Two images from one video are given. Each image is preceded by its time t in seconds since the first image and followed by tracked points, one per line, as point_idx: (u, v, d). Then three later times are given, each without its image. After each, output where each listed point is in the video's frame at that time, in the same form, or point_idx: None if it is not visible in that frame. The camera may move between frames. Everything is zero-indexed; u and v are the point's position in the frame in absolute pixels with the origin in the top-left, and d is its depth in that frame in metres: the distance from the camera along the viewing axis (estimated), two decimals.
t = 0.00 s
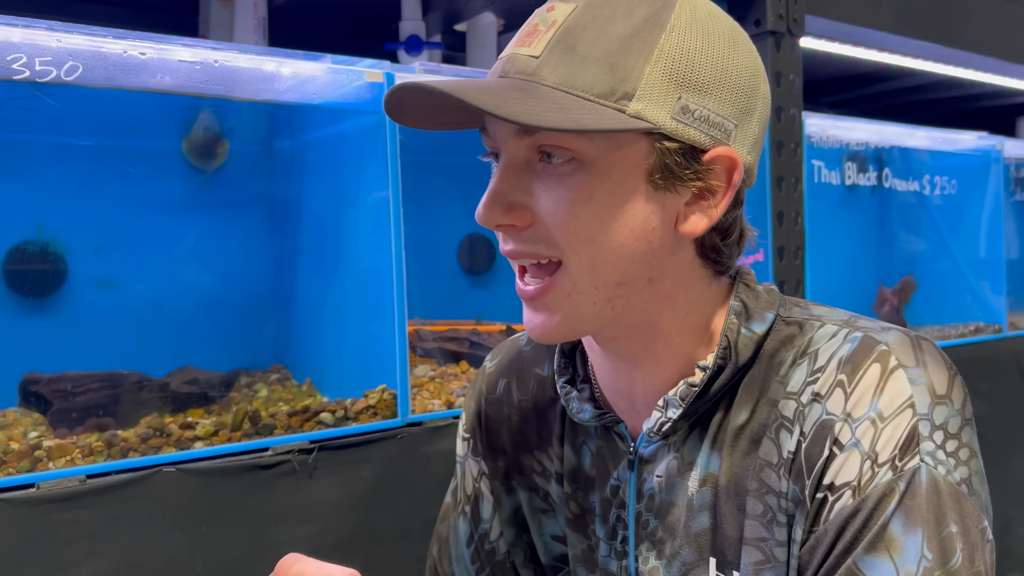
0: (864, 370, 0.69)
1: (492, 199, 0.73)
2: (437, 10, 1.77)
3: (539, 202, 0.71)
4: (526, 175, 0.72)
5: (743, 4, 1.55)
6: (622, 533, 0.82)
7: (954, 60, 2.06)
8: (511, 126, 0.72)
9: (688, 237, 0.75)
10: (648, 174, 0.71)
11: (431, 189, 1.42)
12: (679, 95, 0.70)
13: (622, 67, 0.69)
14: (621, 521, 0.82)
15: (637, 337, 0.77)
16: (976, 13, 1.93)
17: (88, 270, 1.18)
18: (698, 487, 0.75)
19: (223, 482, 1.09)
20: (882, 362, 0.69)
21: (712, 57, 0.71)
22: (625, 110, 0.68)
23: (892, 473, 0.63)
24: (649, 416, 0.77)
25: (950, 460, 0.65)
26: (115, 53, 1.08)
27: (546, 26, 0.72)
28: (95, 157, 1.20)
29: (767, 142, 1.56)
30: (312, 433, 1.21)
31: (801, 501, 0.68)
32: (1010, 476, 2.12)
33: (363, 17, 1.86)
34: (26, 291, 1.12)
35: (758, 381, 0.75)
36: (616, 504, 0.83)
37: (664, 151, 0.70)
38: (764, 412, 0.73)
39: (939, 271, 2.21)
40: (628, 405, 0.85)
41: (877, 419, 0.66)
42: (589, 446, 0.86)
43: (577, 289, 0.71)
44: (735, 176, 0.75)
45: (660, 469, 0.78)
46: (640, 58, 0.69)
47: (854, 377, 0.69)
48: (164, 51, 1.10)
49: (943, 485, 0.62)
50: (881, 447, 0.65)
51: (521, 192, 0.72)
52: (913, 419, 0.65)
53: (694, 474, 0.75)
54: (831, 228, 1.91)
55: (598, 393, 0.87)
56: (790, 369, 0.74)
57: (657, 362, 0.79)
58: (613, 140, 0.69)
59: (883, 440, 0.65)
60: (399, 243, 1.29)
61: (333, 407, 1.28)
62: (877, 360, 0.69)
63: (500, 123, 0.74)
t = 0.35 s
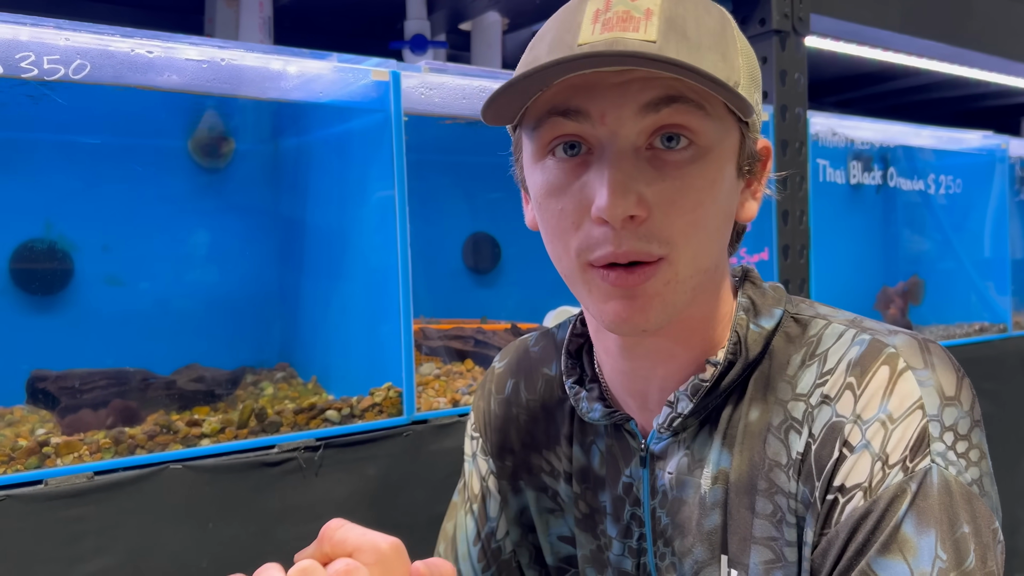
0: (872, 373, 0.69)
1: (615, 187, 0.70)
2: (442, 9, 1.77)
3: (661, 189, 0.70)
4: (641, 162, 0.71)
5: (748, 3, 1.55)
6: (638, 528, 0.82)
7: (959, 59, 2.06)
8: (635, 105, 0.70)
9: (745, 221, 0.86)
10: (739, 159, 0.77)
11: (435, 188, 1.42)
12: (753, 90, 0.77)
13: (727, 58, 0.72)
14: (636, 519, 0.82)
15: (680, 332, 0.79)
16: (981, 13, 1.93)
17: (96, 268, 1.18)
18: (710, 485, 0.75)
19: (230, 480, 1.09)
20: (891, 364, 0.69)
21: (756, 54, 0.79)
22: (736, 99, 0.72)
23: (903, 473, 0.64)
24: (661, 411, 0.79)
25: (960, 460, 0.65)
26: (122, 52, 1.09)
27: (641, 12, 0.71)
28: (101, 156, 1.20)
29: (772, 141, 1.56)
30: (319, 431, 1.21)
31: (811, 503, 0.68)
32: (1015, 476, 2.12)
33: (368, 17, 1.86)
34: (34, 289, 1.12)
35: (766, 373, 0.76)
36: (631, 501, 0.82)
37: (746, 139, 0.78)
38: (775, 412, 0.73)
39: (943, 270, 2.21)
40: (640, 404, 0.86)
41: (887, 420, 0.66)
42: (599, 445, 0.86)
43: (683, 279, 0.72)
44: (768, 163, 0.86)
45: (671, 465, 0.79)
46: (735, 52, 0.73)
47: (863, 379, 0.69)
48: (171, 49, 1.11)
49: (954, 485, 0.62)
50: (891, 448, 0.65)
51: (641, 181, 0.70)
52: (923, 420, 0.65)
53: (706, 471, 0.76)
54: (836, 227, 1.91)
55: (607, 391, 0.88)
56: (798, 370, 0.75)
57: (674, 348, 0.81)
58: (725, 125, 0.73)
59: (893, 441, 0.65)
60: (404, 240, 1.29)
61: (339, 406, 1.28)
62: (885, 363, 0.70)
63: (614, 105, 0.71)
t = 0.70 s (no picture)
0: (873, 370, 0.69)
1: (631, 190, 0.69)
2: (446, 11, 1.78)
3: (675, 198, 0.70)
4: (656, 166, 0.71)
5: (752, 4, 1.54)
6: (637, 529, 0.82)
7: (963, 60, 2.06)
8: (651, 111, 0.70)
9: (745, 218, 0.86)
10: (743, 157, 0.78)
11: (440, 190, 1.43)
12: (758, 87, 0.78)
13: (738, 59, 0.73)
14: (633, 520, 0.82)
15: (682, 329, 0.80)
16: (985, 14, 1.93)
17: (103, 269, 1.19)
18: (710, 480, 0.75)
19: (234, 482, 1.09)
20: (891, 361, 0.69)
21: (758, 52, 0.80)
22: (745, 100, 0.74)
23: (910, 466, 0.62)
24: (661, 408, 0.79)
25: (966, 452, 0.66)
26: (128, 56, 1.08)
27: (655, 10, 0.70)
28: (106, 158, 1.21)
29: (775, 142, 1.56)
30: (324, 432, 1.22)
31: (815, 499, 0.67)
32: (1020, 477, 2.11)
33: (372, 18, 1.87)
34: (41, 292, 1.11)
35: (764, 367, 0.77)
36: (629, 502, 0.82)
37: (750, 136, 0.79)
38: (776, 408, 0.73)
39: (946, 270, 2.22)
40: (638, 403, 0.86)
41: (890, 415, 0.66)
42: (595, 446, 0.87)
43: (694, 284, 0.72)
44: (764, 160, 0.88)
45: (671, 463, 0.79)
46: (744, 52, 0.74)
47: (864, 378, 0.69)
48: (176, 53, 1.10)
49: (961, 476, 0.62)
50: (897, 442, 0.64)
51: (658, 186, 0.70)
52: (928, 414, 0.65)
53: (707, 466, 0.76)
54: (839, 228, 1.91)
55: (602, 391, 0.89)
56: (796, 365, 0.75)
57: (667, 344, 0.81)
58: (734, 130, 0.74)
59: (898, 435, 0.65)
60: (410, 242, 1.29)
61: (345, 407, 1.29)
62: (886, 360, 0.70)
63: (632, 108, 0.70)
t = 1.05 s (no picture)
0: (847, 362, 0.68)
1: (543, 175, 0.73)
2: (445, 13, 1.78)
3: (591, 177, 0.72)
4: (572, 150, 0.73)
5: (753, 4, 1.54)
6: (625, 533, 0.82)
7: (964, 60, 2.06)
8: (557, 94, 0.73)
9: (701, 208, 0.83)
10: (683, 145, 0.77)
11: (440, 190, 1.41)
12: (697, 74, 0.77)
13: (659, 43, 0.73)
14: (622, 521, 0.82)
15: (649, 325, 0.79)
16: (986, 14, 1.93)
17: (104, 275, 1.18)
18: (691, 479, 0.74)
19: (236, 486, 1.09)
20: (864, 352, 0.68)
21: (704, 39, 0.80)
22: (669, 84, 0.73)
23: (882, 451, 0.62)
24: (641, 410, 0.78)
25: (943, 439, 0.65)
26: (128, 59, 1.10)
27: (566, 8, 0.73)
28: (107, 162, 1.20)
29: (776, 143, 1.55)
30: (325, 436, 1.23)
31: (788, 493, 0.66)
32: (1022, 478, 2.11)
33: (372, 20, 1.87)
34: (41, 296, 1.11)
35: (743, 366, 0.75)
36: (616, 504, 0.83)
37: (691, 124, 0.78)
38: (752, 405, 0.72)
39: (948, 271, 2.20)
40: (623, 405, 0.86)
41: (862, 402, 0.65)
42: (586, 448, 0.87)
43: (628, 267, 0.73)
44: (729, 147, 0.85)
45: (655, 463, 0.78)
46: (668, 37, 0.74)
47: (839, 370, 0.68)
48: (177, 55, 1.11)
49: (936, 463, 0.61)
50: (868, 428, 0.63)
51: (572, 167, 0.73)
52: (900, 401, 0.64)
53: (687, 466, 0.75)
54: (839, 229, 1.90)
55: (588, 392, 0.89)
56: (774, 362, 0.73)
57: (657, 351, 0.81)
58: (656, 108, 0.74)
59: (869, 421, 0.64)
60: (410, 248, 1.31)
61: (346, 411, 1.29)
62: (860, 351, 0.69)
63: (539, 96, 0.74)
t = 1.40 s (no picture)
0: (876, 378, 0.67)
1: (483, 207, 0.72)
2: (444, 15, 1.77)
3: (534, 213, 0.71)
4: (521, 185, 0.72)
5: (752, 5, 1.53)
6: (635, 543, 0.81)
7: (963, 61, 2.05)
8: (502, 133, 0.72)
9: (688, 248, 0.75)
10: (647, 183, 0.71)
11: (440, 193, 1.40)
12: (677, 103, 0.71)
13: (619, 74, 0.70)
14: (631, 533, 0.81)
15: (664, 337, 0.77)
16: (985, 15, 1.93)
17: (101, 279, 1.18)
18: (706, 499, 0.72)
19: (236, 491, 1.08)
20: (895, 370, 0.67)
21: (708, 65, 0.72)
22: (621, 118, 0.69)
23: (907, 476, 0.61)
24: (658, 429, 0.76)
25: (969, 467, 0.63)
26: (125, 62, 1.09)
27: (538, 31, 0.74)
28: (105, 166, 1.18)
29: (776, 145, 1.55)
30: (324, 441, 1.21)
31: (810, 510, 0.66)
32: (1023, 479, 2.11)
33: (371, 23, 1.86)
34: (39, 301, 1.12)
35: (766, 389, 0.73)
36: (625, 514, 0.81)
37: (660, 161, 0.71)
38: (775, 422, 0.71)
39: (949, 271, 2.20)
40: (634, 417, 0.84)
41: (890, 422, 0.63)
42: (597, 458, 0.85)
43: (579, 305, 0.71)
44: (733, 187, 0.76)
45: (669, 480, 0.76)
46: (636, 65, 0.70)
47: (867, 386, 0.67)
48: (175, 59, 1.11)
49: (960, 489, 0.60)
50: (894, 450, 0.62)
51: (516, 204, 0.71)
52: (929, 424, 0.63)
53: (702, 485, 0.73)
54: (840, 231, 1.90)
55: (600, 403, 0.87)
56: (800, 379, 0.72)
57: (661, 368, 0.79)
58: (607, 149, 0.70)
59: (896, 443, 0.62)
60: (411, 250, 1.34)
61: (346, 415, 1.29)
62: (890, 368, 0.67)
63: (492, 133, 0.73)
